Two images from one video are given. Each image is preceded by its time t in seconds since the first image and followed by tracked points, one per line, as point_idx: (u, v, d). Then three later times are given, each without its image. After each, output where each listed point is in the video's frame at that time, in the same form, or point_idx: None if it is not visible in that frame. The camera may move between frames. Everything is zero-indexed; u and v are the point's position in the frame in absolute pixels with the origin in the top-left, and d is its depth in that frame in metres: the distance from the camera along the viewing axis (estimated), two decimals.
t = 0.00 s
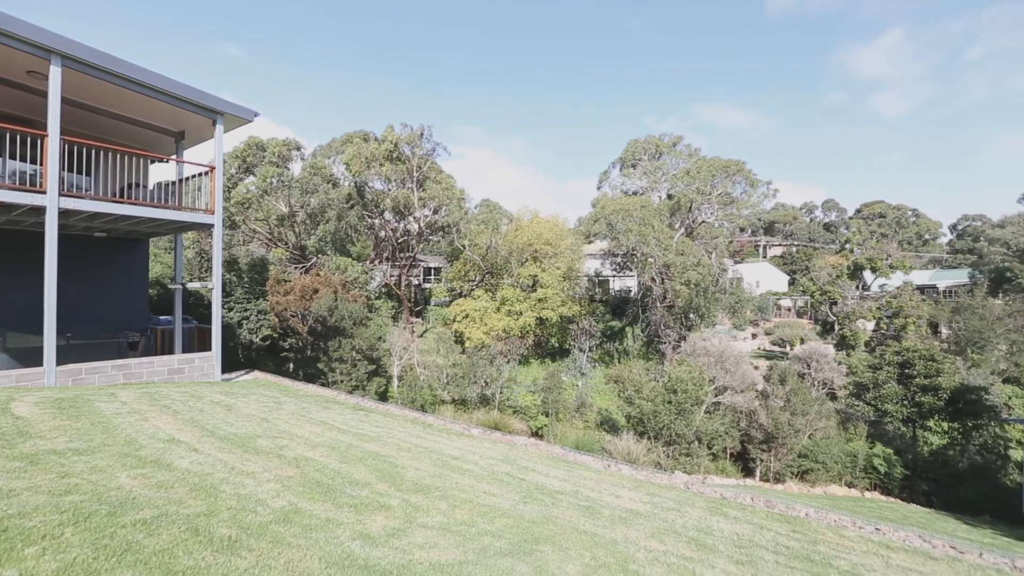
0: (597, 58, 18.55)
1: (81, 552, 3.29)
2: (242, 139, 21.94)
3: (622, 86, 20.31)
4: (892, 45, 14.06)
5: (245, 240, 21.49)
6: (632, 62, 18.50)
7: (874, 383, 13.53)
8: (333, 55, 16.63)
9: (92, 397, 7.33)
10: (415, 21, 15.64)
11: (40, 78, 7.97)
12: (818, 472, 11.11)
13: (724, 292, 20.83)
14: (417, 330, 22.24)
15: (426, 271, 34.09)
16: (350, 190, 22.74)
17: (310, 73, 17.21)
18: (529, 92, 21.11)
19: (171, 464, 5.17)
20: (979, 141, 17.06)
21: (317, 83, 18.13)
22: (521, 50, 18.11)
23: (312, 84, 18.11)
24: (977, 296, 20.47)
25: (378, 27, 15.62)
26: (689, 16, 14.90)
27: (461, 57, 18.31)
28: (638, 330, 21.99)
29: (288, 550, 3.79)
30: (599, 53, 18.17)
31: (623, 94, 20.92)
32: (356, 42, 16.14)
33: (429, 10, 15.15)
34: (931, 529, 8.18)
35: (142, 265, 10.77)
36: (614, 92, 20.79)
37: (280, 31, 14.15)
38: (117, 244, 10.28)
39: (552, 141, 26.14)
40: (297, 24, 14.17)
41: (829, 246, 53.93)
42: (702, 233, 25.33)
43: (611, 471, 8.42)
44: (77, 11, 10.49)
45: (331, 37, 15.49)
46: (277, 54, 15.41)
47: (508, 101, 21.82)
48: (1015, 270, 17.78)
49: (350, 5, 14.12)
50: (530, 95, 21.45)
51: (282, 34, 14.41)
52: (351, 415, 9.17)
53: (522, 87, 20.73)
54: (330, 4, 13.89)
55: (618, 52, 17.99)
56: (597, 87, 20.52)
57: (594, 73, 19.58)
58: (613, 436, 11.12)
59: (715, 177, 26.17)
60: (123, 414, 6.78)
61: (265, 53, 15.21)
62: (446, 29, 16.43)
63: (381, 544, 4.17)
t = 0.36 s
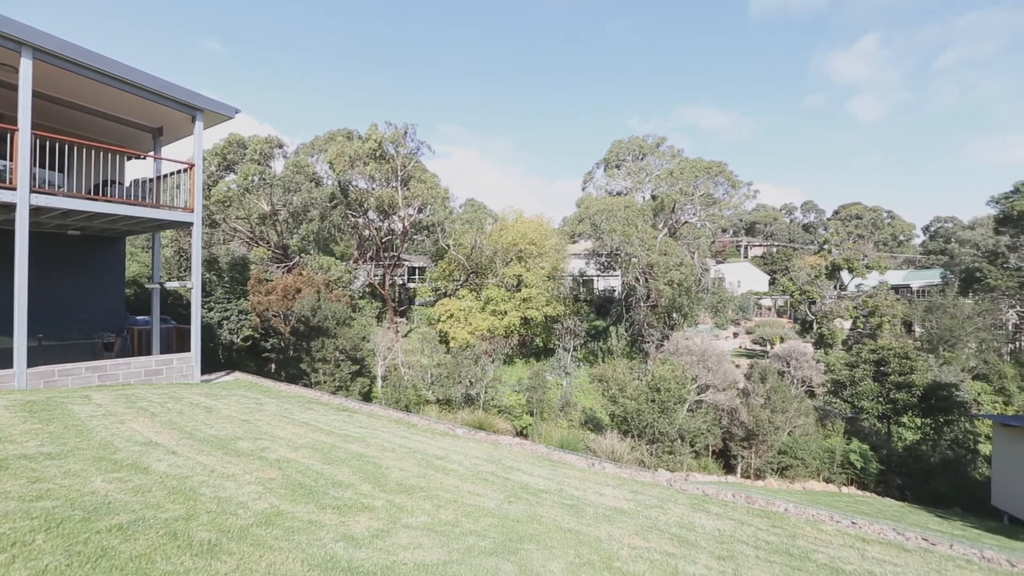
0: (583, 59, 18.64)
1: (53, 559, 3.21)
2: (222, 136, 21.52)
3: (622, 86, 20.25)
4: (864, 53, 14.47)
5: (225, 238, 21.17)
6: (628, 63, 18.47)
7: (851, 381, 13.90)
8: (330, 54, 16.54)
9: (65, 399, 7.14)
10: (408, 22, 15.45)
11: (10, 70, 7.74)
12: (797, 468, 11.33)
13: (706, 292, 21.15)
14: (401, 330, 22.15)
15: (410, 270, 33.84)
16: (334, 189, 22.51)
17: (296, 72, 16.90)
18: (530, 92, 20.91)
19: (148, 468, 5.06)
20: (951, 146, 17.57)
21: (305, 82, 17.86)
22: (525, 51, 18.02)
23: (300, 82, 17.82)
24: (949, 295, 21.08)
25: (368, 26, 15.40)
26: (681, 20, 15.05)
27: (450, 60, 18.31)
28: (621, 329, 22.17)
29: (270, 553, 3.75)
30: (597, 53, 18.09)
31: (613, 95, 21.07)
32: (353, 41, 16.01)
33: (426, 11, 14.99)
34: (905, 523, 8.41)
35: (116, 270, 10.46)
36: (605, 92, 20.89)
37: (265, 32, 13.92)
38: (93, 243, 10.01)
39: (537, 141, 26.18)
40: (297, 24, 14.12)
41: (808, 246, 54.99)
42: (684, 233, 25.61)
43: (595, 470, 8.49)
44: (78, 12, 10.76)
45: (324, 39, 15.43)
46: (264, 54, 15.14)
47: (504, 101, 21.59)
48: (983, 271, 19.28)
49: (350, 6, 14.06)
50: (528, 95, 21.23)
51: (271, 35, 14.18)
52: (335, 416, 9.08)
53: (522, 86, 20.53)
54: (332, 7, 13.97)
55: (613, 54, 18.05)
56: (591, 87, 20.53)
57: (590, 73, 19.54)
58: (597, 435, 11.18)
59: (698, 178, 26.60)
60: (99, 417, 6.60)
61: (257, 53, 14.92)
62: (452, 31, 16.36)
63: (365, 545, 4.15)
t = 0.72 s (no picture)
0: (567, 62, 18.78)
1: (21, 568, 3.11)
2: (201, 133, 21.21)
3: (623, 88, 20.35)
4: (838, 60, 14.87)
5: (204, 238, 20.80)
6: (616, 65, 18.58)
7: (827, 379, 14.25)
8: (333, 55, 16.91)
9: (36, 403, 6.92)
10: (406, 22, 15.56)
11: None
12: (776, 465, 11.54)
13: (688, 292, 21.45)
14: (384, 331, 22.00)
15: (394, 270, 33.59)
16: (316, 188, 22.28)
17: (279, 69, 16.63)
18: (530, 92, 20.85)
19: (122, 472, 4.93)
20: (922, 150, 18.09)
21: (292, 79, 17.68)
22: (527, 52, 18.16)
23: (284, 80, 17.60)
24: (921, 296, 21.71)
25: (363, 25, 15.49)
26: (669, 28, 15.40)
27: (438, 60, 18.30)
28: (605, 329, 22.32)
29: (249, 557, 3.69)
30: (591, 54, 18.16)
31: (613, 95, 21.13)
32: (356, 41, 16.28)
33: (425, 11, 15.12)
34: (879, 517, 8.62)
35: (89, 270, 10.14)
36: (596, 92, 20.94)
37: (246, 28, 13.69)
38: (64, 241, 9.71)
39: (521, 142, 26.20)
40: (296, 23, 14.38)
41: (786, 247, 56.07)
42: (666, 234, 25.89)
43: (578, 469, 8.54)
44: (80, 12, 11.20)
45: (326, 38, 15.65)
46: (243, 52, 14.91)
47: (504, 101, 21.53)
48: (953, 272, 18.68)
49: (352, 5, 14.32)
50: (528, 95, 21.19)
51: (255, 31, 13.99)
52: (317, 418, 8.97)
53: (523, 86, 20.46)
54: (342, 11, 14.50)
55: (605, 59, 18.29)
56: (587, 88, 20.60)
57: (589, 74, 19.46)
58: (581, 435, 11.23)
59: (680, 179, 26.97)
60: (71, 421, 6.42)
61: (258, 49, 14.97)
62: (459, 32, 16.56)
63: (347, 548, 4.10)
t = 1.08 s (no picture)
0: (552, 64, 18.88)
1: None
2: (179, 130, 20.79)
3: (622, 91, 20.44)
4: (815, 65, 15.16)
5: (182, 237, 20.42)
6: (600, 66, 18.71)
7: (806, 377, 14.57)
8: (331, 56, 16.95)
9: (4, 407, 6.71)
10: (400, 21, 15.48)
11: None
12: (757, 461, 11.73)
13: (670, 292, 21.70)
14: (367, 332, 21.82)
15: (377, 270, 33.30)
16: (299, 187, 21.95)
17: (261, 68, 16.35)
18: (530, 92, 20.81)
19: (96, 477, 4.81)
20: (896, 154, 18.58)
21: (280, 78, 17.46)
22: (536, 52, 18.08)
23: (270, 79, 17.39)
24: (895, 296, 22.28)
25: (363, 25, 15.48)
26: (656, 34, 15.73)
27: (427, 61, 18.22)
28: (589, 329, 22.41)
29: (229, 562, 3.63)
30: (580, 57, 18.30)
31: (615, 96, 21.11)
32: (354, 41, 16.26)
33: (425, 11, 15.10)
34: (855, 511, 8.83)
35: (60, 266, 9.87)
36: (581, 93, 21.04)
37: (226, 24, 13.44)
38: (35, 240, 9.44)
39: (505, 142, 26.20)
40: (296, 23, 14.45)
41: (767, 248, 57.08)
42: (649, 234, 26.08)
43: (563, 468, 8.58)
44: (80, 13, 11.45)
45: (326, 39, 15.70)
46: (224, 51, 14.67)
47: (504, 101, 21.46)
48: (925, 273, 18.56)
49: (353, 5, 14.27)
50: (528, 95, 21.15)
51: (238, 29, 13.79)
52: (299, 419, 8.86)
53: (523, 86, 20.43)
54: (345, 11, 14.55)
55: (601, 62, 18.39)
56: (588, 88, 20.59)
57: (594, 75, 19.50)
58: (565, 434, 11.27)
59: (664, 180, 27.14)
60: (42, 425, 6.24)
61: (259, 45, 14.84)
62: (457, 32, 16.54)
63: (330, 551, 4.06)
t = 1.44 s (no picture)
0: (536, 65, 18.97)
1: None
2: (155, 126, 20.35)
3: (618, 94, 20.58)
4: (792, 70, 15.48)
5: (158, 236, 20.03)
6: (584, 66, 18.82)
7: (785, 375, 14.87)
8: (318, 55, 16.76)
9: None
10: (394, 22, 15.57)
11: None
12: (737, 459, 11.92)
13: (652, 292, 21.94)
14: (349, 332, 21.62)
15: (360, 270, 33.01)
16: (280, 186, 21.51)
17: (243, 65, 16.11)
18: (530, 92, 20.85)
19: (68, 483, 4.68)
20: (872, 158, 19.01)
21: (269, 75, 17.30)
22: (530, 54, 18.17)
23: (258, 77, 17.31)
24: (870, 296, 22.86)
25: (360, 25, 15.62)
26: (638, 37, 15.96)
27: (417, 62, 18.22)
28: (572, 329, 22.48)
29: (208, 567, 3.57)
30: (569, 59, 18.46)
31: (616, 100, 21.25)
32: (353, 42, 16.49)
33: (425, 10, 15.13)
34: (831, 506, 9.06)
35: (29, 263, 9.58)
36: (565, 93, 21.12)
37: (206, 20, 13.21)
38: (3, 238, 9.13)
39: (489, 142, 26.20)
40: (296, 23, 14.73)
41: (746, 249, 58.07)
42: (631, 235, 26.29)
43: (547, 467, 8.60)
44: (80, 13, 11.61)
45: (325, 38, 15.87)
46: (207, 48, 14.49)
47: (504, 101, 21.45)
48: (899, 273, 19.40)
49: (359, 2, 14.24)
50: (528, 95, 21.18)
51: (219, 24, 13.57)
52: (279, 421, 8.73)
53: (524, 87, 20.48)
54: (346, 12, 14.83)
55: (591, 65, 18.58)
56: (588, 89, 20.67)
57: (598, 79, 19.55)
58: (549, 434, 11.30)
59: (646, 181, 27.34)
60: (9, 430, 6.04)
61: (260, 41, 14.98)
62: (452, 33, 16.60)
63: (311, 555, 4.01)
